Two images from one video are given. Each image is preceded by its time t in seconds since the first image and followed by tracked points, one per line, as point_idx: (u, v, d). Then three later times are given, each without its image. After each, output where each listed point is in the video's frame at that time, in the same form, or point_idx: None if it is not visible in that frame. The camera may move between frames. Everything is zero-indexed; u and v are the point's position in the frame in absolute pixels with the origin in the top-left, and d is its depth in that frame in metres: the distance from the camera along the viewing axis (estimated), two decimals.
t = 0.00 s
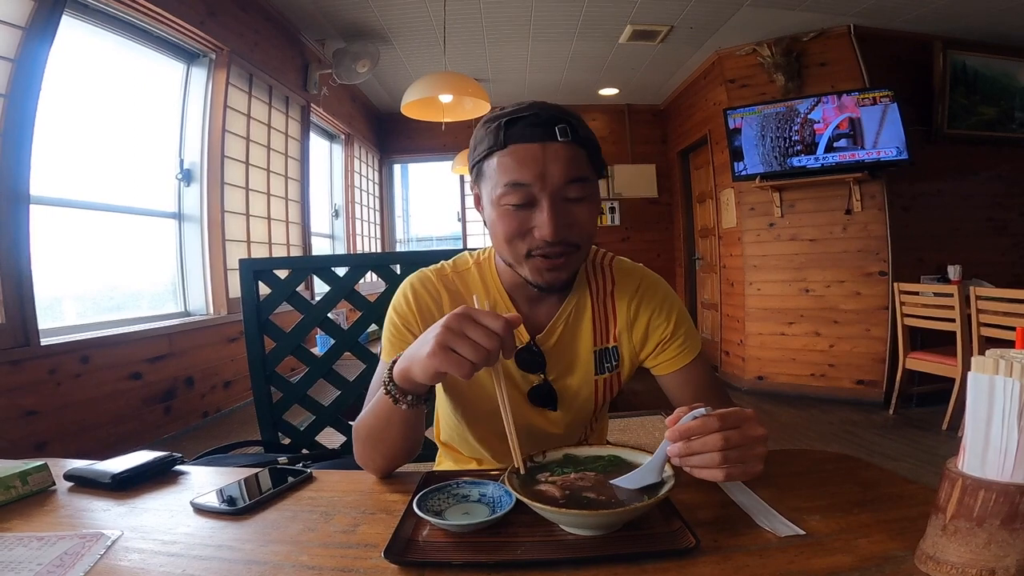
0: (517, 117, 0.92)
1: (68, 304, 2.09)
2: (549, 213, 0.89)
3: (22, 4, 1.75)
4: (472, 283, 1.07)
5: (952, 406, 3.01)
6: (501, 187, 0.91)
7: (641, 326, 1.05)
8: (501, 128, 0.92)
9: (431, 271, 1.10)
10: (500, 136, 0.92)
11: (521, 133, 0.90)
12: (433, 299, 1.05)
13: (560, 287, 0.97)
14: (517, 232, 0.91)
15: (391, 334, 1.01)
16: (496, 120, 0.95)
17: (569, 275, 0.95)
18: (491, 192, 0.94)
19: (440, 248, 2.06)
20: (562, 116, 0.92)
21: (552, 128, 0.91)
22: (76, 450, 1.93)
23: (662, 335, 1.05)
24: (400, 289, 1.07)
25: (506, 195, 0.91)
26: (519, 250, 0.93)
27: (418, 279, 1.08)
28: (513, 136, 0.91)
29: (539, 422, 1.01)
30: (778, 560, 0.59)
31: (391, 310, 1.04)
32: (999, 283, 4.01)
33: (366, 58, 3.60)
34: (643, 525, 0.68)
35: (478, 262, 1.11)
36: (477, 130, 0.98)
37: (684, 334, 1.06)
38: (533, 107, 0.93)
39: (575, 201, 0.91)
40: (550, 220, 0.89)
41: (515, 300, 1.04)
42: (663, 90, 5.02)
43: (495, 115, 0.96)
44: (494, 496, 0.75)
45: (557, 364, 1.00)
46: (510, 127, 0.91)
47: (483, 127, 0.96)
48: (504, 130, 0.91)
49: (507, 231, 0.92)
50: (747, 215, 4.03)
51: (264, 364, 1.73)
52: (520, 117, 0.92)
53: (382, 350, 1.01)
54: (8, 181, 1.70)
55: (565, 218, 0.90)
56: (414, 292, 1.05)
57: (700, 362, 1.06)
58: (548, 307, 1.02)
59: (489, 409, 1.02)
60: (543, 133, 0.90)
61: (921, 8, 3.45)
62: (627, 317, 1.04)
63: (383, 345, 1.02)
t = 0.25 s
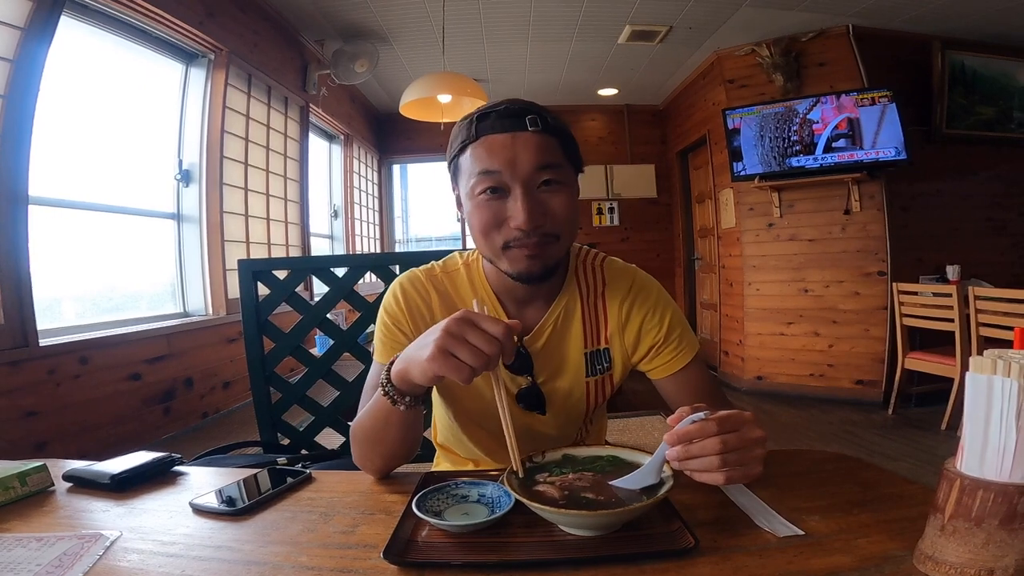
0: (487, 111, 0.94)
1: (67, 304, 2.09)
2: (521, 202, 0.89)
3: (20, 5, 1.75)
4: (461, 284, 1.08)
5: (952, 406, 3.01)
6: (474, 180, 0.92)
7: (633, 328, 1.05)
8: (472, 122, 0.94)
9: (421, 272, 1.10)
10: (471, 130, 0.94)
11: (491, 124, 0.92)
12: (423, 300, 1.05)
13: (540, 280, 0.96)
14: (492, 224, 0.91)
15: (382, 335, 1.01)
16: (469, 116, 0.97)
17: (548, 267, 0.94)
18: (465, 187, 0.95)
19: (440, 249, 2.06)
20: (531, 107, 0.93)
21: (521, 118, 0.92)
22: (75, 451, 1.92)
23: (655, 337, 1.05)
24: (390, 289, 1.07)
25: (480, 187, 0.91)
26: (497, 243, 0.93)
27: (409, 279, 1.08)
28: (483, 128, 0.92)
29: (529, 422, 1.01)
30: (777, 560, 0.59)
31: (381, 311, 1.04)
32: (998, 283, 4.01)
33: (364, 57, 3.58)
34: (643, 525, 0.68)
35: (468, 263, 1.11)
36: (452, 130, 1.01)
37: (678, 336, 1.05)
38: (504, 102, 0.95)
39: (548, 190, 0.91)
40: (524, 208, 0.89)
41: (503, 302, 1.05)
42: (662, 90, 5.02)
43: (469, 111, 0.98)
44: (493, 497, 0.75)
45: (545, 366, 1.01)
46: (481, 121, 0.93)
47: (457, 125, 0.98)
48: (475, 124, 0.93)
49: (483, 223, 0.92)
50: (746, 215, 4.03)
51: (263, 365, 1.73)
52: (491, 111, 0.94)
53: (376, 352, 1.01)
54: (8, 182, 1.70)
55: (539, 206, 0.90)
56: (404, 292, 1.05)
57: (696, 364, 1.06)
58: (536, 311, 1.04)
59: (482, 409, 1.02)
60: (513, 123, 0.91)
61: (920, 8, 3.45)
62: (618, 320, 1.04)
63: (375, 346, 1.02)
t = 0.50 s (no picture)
0: (478, 116, 0.93)
1: (67, 304, 2.09)
2: (509, 211, 0.89)
3: (20, 5, 1.75)
4: (458, 283, 1.08)
5: (952, 406, 3.01)
6: (463, 186, 0.92)
7: (629, 329, 1.05)
8: (462, 127, 0.93)
9: (418, 272, 1.10)
10: (461, 135, 0.93)
11: (481, 130, 0.91)
12: (420, 300, 1.05)
13: (529, 284, 0.97)
14: (481, 231, 0.91)
15: (380, 335, 1.01)
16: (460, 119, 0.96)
17: (537, 273, 0.94)
18: (456, 192, 0.95)
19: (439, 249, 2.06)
20: (523, 112, 0.92)
21: (512, 125, 0.91)
22: (75, 451, 1.92)
23: (652, 338, 1.05)
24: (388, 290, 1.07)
25: (469, 193, 0.91)
26: (486, 249, 0.93)
27: (406, 279, 1.08)
28: (473, 133, 0.92)
29: (526, 422, 1.02)
30: (778, 560, 0.59)
31: (378, 311, 1.04)
32: (998, 283, 4.01)
33: (363, 56, 3.57)
34: (643, 525, 0.68)
35: (465, 264, 1.11)
36: (445, 132, 1.00)
37: (675, 337, 1.05)
38: (495, 105, 0.94)
39: (539, 198, 0.91)
40: (511, 217, 0.89)
41: (499, 303, 1.05)
42: (662, 90, 5.02)
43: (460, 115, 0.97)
44: (493, 497, 0.75)
45: (541, 367, 1.01)
46: (472, 126, 0.92)
47: (449, 128, 0.98)
48: (465, 129, 0.93)
49: (473, 230, 0.92)
50: (746, 214, 4.03)
51: (263, 365, 1.73)
52: (482, 116, 0.93)
53: (374, 352, 1.01)
54: (8, 183, 1.70)
55: (527, 214, 0.89)
56: (401, 293, 1.05)
57: (693, 365, 1.06)
58: (532, 313, 1.04)
59: (480, 409, 1.02)
60: (503, 130, 0.90)
61: (919, 8, 3.45)
62: (615, 322, 1.04)
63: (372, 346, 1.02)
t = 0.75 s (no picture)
0: (488, 132, 0.90)
1: (65, 305, 2.09)
2: (527, 234, 0.88)
3: (18, 5, 1.75)
4: (458, 285, 1.07)
5: (950, 406, 3.01)
6: (477, 206, 0.89)
7: (629, 330, 1.05)
8: (473, 143, 0.90)
9: (417, 275, 1.10)
10: (473, 153, 0.90)
11: (494, 149, 0.88)
12: (420, 301, 1.05)
13: (541, 297, 0.99)
14: (497, 252, 0.91)
15: (379, 337, 1.01)
16: (469, 133, 0.93)
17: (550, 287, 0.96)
18: (466, 209, 0.93)
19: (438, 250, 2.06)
20: (537, 128, 0.90)
21: (526, 142, 0.89)
22: (74, 452, 1.92)
23: (651, 340, 1.05)
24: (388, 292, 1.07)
25: (483, 214, 0.89)
26: (500, 267, 0.93)
27: (406, 281, 1.08)
28: (486, 151, 0.89)
29: (526, 423, 1.02)
30: (777, 560, 0.59)
31: (378, 313, 1.04)
32: (996, 283, 4.02)
33: (360, 56, 3.56)
34: (642, 526, 0.68)
35: (464, 266, 1.10)
36: (448, 143, 0.96)
37: (675, 338, 1.05)
38: (505, 119, 0.91)
39: (554, 215, 0.90)
40: (530, 240, 0.88)
41: (499, 304, 1.04)
42: (660, 90, 5.02)
43: (467, 126, 0.93)
44: (492, 497, 0.75)
45: (541, 368, 1.01)
46: (484, 143, 0.89)
47: (454, 141, 0.94)
48: (476, 146, 0.89)
49: (488, 251, 0.91)
50: (745, 215, 4.03)
51: (262, 366, 1.73)
52: (493, 132, 0.90)
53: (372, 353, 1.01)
54: (5, 184, 1.70)
55: (544, 235, 0.89)
56: (400, 295, 1.05)
57: (693, 365, 1.06)
58: (533, 314, 1.03)
59: (480, 409, 1.02)
60: (518, 149, 0.88)
61: (917, 8, 3.46)
62: (615, 323, 1.04)
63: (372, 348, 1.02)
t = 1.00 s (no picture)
0: (497, 131, 0.90)
1: (63, 305, 2.08)
2: (533, 236, 0.88)
3: (16, 5, 1.75)
4: (457, 285, 1.07)
5: (948, 406, 3.01)
6: (483, 205, 0.89)
7: (629, 331, 1.05)
8: (481, 142, 0.90)
9: (417, 275, 1.10)
10: (480, 152, 0.90)
11: (503, 149, 0.88)
12: (419, 301, 1.05)
13: (543, 301, 0.99)
14: (501, 253, 0.91)
15: (378, 337, 1.01)
16: (477, 132, 0.93)
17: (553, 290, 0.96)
18: (472, 208, 0.93)
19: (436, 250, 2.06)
20: (546, 131, 0.90)
21: (534, 143, 0.89)
22: (72, 453, 1.92)
23: (651, 340, 1.05)
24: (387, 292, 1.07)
25: (489, 214, 0.89)
26: (504, 268, 0.92)
27: (405, 281, 1.08)
28: (494, 151, 0.89)
29: (526, 424, 1.02)
30: (776, 561, 0.59)
31: (378, 313, 1.04)
32: (994, 283, 4.02)
33: (359, 56, 3.55)
34: (641, 526, 0.68)
35: (464, 266, 1.10)
36: (455, 141, 0.96)
37: (675, 339, 1.05)
38: (514, 119, 0.91)
39: (559, 218, 0.90)
40: (534, 242, 0.88)
41: (499, 304, 1.04)
42: (659, 91, 5.03)
43: (476, 126, 0.93)
44: (491, 498, 0.75)
45: (541, 368, 1.01)
46: (492, 143, 0.89)
47: (462, 140, 0.94)
48: (484, 145, 0.89)
49: (492, 252, 0.91)
50: (744, 215, 4.03)
51: (260, 366, 1.73)
52: (501, 132, 0.90)
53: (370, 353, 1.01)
54: (3, 184, 1.69)
55: (549, 237, 0.89)
56: (400, 295, 1.05)
57: (693, 366, 1.06)
58: (533, 314, 1.03)
59: (480, 410, 1.02)
60: (526, 149, 0.88)
61: (915, 9, 3.46)
62: (614, 324, 1.04)
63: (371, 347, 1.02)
